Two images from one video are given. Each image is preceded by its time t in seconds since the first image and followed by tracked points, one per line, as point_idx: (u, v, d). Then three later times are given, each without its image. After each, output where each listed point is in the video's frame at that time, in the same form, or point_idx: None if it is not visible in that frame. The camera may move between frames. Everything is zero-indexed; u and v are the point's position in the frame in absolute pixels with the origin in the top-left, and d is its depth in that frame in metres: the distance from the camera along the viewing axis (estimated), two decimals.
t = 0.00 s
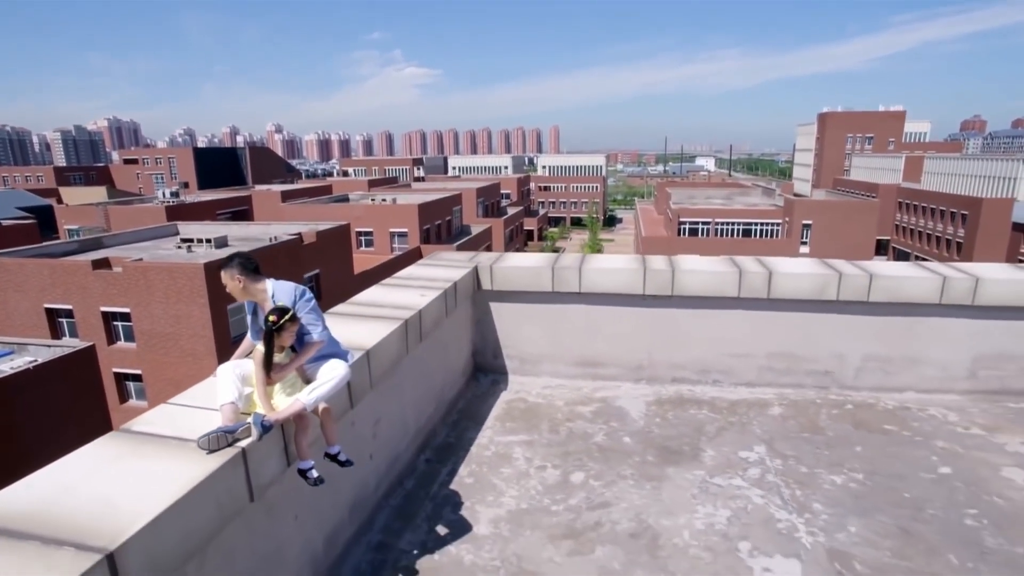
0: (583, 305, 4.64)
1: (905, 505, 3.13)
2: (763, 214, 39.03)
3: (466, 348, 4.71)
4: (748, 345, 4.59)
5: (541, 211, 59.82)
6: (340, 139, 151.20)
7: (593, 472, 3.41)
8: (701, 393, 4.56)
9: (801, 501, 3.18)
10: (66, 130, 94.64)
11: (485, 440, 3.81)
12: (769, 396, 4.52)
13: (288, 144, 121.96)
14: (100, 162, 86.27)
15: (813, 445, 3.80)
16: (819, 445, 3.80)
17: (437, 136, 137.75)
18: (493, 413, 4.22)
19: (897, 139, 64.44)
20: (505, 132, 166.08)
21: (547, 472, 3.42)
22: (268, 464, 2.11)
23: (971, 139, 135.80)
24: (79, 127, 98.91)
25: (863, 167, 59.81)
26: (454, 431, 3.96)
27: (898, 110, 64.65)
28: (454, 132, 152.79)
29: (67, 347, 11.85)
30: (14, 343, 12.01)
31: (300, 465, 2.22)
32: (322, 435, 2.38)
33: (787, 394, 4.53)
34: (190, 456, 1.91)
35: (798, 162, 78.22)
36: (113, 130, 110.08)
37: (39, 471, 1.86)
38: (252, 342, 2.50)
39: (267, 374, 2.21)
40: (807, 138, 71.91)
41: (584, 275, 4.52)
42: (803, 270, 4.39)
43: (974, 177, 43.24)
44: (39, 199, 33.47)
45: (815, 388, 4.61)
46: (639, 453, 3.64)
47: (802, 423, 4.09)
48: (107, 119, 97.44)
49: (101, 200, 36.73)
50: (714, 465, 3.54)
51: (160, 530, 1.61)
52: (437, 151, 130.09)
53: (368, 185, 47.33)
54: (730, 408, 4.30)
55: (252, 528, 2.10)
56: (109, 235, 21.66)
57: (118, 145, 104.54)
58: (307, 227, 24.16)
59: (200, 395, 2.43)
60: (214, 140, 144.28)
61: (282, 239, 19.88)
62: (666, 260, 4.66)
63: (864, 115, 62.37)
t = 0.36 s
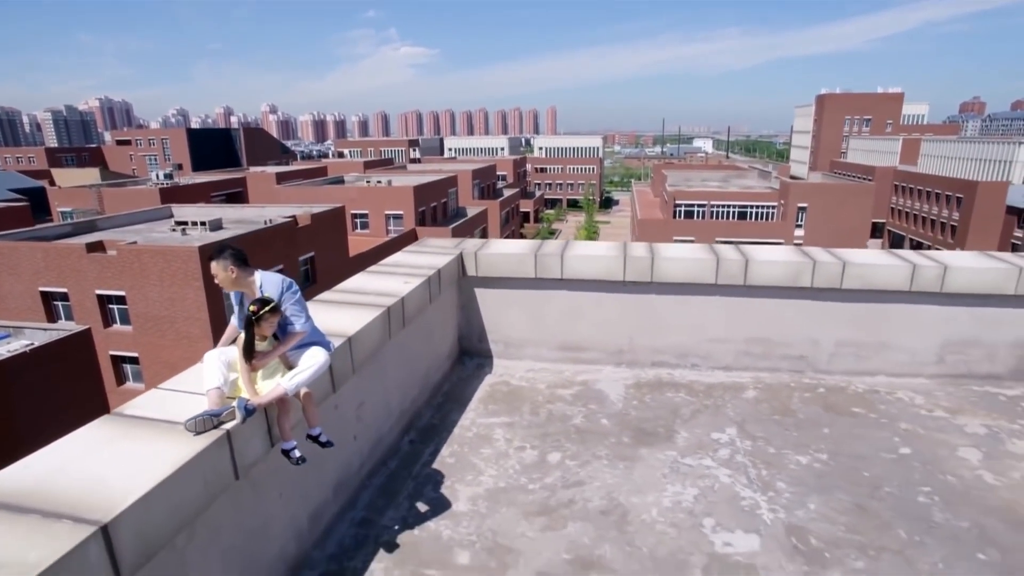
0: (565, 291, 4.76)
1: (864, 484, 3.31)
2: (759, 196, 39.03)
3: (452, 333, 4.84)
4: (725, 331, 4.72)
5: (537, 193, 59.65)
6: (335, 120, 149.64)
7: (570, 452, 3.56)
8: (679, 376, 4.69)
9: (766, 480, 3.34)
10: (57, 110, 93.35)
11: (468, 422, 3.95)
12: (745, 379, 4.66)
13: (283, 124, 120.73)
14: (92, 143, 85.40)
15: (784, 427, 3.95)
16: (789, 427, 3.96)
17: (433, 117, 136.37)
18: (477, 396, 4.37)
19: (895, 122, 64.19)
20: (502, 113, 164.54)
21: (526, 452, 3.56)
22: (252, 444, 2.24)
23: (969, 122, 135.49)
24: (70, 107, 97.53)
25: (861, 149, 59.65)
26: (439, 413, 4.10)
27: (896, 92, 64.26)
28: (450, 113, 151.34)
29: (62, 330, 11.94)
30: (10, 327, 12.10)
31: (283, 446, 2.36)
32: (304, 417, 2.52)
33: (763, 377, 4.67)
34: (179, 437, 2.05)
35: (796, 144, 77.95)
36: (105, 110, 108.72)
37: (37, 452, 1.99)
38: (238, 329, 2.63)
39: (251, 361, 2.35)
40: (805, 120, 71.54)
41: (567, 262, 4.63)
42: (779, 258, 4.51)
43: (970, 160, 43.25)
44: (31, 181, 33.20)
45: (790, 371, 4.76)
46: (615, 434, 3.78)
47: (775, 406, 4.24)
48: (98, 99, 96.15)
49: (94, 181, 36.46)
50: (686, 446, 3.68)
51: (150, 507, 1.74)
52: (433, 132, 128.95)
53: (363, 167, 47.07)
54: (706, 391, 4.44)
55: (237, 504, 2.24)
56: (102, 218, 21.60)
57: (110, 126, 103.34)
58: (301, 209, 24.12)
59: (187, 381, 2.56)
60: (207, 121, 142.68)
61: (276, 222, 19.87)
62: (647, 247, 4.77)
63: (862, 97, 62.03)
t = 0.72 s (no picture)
0: (548, 279, 4.88)
1: (827, 464, 3.48)
2: (755, 180, 39.00)
3: (438, 320, 4.96)
4: (704, 317, 4.85)
5: (533, 177, 59.42)
6: (330, 102, 148.28)
7: (549, 435, 3.70)
8: (658, 361, 4.83)
9: (734, 461, 3.49)
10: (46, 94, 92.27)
11: (452, 407, 4.09)
12: (722, 364, 4.80)
13: (277, 108, 119.46)
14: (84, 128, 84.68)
15: (756, 410, 4.10)
16: (761, 411, 4.11)
17: (429, 100, 135.24)
18: (462, 381, 4.50)
19: (892, 105, 63.94)
20: (498, 95, 163.08)
21: (506, 435, 3.70)
22: (238, 430, 2.37)
23: (967, 105, 134.92)
24: (59, 91, 96.41)
25: (858, 132, 59.49)
26: (424, 398, 4.24)
27: (894, 73, 63.87)
28: (446, 96, 149.87)
29: (58, 318, 12.03)
30: (6, 315, 12.21)
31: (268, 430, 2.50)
32: (288, 404, 2.66)
33: (739, 362, 4.82)
34: (168, 423, 2.18)
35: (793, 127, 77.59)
36: (96, 94, 107.57)
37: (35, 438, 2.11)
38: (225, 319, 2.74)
39: (238, 351, 2.48)
40: (802, 103, 71.19)
41: (549, 252, 4.75)
42: (756, 247, 4.63)
43: (966, 142, 43.24)
44: (24, 166, 32.98)
45: (766, 355, 4.90)
46: (593, 418, 3.92)
47: (749, 390, 4.38)
48: (88, 82, 95.02)
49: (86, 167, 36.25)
50: (661, 428, 3.82)
51: (140, 488, 1.87)
52: (428, 114, 127.85)
53: (358, 151, 46.82)
54: (684, 375, 4.58)
55: (226, 485, 2.38)
56: (96, 204, 21.54)
57: (103, 110, 102.46)
58: (296, 194, 24.09)
59: (178, 371, 2.69)
60: (201, 105, 141.41)
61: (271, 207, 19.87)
62: (627, 236, 4.88)
63: (860, 79, 61.73)
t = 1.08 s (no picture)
0: (531, 271, 4.99)
1: (793, 450, 3.63)
2: (750, 168, 39.03)
3: (424, 311, 5.08)
4: (683, 308, 4.97)
5: (529, 164, 59.28)
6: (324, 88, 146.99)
7: (528, 423, 3.83)
8: (638, 351, 4.96)
9: (704, 447, 3.64)
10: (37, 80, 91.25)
11: (435, 395, 4.22)
12: (701, 354, 4.93)
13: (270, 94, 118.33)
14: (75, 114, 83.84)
15: (730, 399, 4.23)
16: (735, 399, 4.24)
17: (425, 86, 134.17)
18: (446, 370, 4.64)
19: (888, 93, 63.84)
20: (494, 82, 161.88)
21: (487, 423, 3.84)
22: (223, 419, 2.50)
23: (964, 92, 134.79)
24: (49, 76, 95.38)
25: (853, 120, 59.47)
26: (409, 387, 4.37)
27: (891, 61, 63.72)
28: (441, 82, 148.70)
29: (52, 307, 12.10)
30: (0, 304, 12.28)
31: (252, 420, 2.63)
32: (272, 395, 2.79)
33: (717, 352, 4.95)
34: (157, 413, 2.30)
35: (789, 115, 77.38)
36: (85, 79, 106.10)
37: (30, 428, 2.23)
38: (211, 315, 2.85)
39: (224, 345, 2.60)
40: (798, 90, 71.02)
41: (532, 244, 4.86)
42: (734, 241, 4.75)
43: (960, 131, 43.35)
44: (15, 153, 32.73)
45: (743, 345, 5.04)
46: (572, 406, 4.05)
47: (724, 379, 4.51)
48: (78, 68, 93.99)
49: (78, 154, 36.01)
50: (637, 416, 3.96)
51: (131, 474, 1.99)
52: (423, 101, 126.92)
53: (352, 138, 46.57)
54: (662, 365, 4.71)
55: (212, 472, 2.50)
56: (88, 193, 21.47)
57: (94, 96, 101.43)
58: (289, 182, 24.03)
59: (166, 364, 2.81)
60: (193, 91, 140.02)
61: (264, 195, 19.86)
62: (608, 229, 4.99)
63: (856, 67, 61.59)
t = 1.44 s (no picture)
0: (514, 269, 5.11)
1: (763, 444, 3.76)
2: (743, 163, 39.14)
3: (410, 309, 5.19)
4: (662, 305, 5.10)
5: (523, 158, 59.26)
6: (317, 83, 146.29)
7: (508, 418, 3.96)
8: (618, 347, 5.09)
9: (677, 441, 3.76)
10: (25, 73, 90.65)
11: (419, 392, 4.34)
12: (679, 350, 5.06)
13: (263, 89, 117.78)
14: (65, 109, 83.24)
15: (705, 394, 4.36)
16: (709, 394, 4.37)
17: (419, 80, 133.76)
18: (431, 366, 4.76)
19: (881, 87, 64.12)
20: (488, 76, 161.63)
21: (468, 418, 3.96)
22: (210, 415, 2.62)
23: (957, 87, 135.30)
24: (38, 71, 94.72)
25: (846, 114, 59.71)
26: (394, 383, 4.49)
27: (884, 55, 63.95)
28: (435, 76, 148.23)
29: (44, 305, 12.15)
30: None
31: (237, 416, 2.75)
32: (255, 392, 2.90)
33: (696, 348, 5.09)
34: (146, 409, 2.41)
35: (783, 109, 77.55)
36: (75, 72, 105.10)
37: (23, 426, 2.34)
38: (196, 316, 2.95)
39: (209, 345, 2.73)
40: (792, 84, 71.20)
41: (514, 244, 4.98)
42: (712, 240, 4.88)
43: (952, 125, 43.59)
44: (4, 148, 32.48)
45: (721, 341, 5.18)
46: (551, 402, 4.18)
47: (701, 375, 4.64)
48: (67, 63, 93.47)
49: (70, 149, 35.77)
50: (613, 411, 4.09)
51: (121, 466, 2.11)
52: (417, 95, 126.51)
53: (346, 132, 46.42)
54: (641, 361, 4.84)
55: (199, 465, 2.62)
56: (80, 189, 21.38)
57: (84, 91, 100.95)
58: (283, 178, 24.05)
59: (155, 363, 2.92)
60: (186, 85, 139.31)
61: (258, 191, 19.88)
62: (590, 228, 5.11)
63: (850, 61, 61.80)
